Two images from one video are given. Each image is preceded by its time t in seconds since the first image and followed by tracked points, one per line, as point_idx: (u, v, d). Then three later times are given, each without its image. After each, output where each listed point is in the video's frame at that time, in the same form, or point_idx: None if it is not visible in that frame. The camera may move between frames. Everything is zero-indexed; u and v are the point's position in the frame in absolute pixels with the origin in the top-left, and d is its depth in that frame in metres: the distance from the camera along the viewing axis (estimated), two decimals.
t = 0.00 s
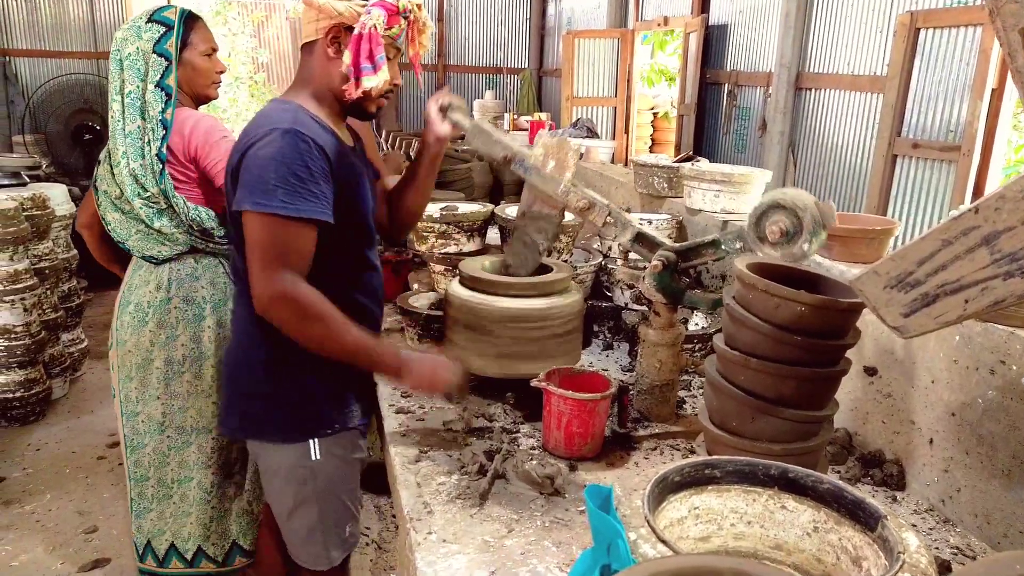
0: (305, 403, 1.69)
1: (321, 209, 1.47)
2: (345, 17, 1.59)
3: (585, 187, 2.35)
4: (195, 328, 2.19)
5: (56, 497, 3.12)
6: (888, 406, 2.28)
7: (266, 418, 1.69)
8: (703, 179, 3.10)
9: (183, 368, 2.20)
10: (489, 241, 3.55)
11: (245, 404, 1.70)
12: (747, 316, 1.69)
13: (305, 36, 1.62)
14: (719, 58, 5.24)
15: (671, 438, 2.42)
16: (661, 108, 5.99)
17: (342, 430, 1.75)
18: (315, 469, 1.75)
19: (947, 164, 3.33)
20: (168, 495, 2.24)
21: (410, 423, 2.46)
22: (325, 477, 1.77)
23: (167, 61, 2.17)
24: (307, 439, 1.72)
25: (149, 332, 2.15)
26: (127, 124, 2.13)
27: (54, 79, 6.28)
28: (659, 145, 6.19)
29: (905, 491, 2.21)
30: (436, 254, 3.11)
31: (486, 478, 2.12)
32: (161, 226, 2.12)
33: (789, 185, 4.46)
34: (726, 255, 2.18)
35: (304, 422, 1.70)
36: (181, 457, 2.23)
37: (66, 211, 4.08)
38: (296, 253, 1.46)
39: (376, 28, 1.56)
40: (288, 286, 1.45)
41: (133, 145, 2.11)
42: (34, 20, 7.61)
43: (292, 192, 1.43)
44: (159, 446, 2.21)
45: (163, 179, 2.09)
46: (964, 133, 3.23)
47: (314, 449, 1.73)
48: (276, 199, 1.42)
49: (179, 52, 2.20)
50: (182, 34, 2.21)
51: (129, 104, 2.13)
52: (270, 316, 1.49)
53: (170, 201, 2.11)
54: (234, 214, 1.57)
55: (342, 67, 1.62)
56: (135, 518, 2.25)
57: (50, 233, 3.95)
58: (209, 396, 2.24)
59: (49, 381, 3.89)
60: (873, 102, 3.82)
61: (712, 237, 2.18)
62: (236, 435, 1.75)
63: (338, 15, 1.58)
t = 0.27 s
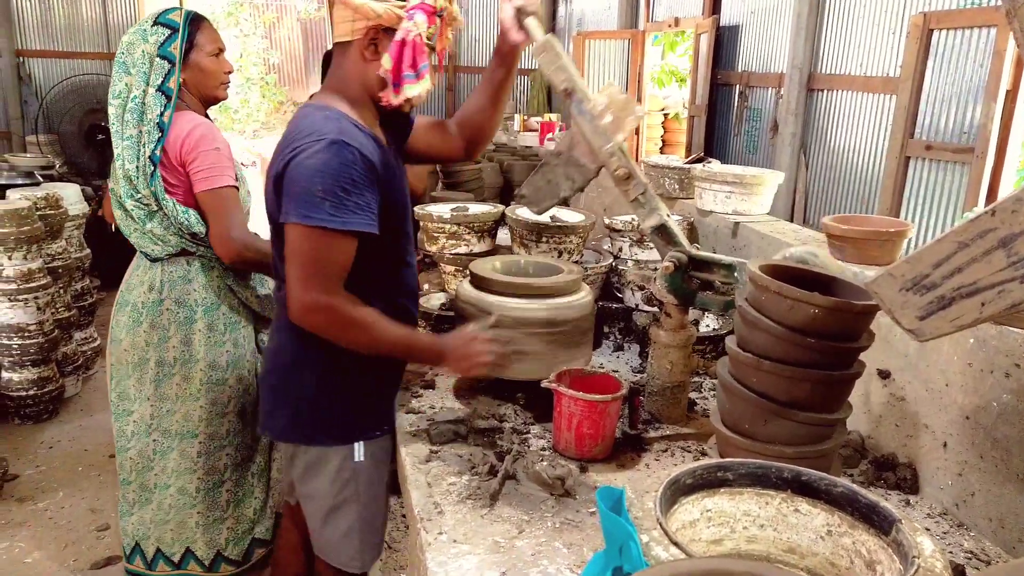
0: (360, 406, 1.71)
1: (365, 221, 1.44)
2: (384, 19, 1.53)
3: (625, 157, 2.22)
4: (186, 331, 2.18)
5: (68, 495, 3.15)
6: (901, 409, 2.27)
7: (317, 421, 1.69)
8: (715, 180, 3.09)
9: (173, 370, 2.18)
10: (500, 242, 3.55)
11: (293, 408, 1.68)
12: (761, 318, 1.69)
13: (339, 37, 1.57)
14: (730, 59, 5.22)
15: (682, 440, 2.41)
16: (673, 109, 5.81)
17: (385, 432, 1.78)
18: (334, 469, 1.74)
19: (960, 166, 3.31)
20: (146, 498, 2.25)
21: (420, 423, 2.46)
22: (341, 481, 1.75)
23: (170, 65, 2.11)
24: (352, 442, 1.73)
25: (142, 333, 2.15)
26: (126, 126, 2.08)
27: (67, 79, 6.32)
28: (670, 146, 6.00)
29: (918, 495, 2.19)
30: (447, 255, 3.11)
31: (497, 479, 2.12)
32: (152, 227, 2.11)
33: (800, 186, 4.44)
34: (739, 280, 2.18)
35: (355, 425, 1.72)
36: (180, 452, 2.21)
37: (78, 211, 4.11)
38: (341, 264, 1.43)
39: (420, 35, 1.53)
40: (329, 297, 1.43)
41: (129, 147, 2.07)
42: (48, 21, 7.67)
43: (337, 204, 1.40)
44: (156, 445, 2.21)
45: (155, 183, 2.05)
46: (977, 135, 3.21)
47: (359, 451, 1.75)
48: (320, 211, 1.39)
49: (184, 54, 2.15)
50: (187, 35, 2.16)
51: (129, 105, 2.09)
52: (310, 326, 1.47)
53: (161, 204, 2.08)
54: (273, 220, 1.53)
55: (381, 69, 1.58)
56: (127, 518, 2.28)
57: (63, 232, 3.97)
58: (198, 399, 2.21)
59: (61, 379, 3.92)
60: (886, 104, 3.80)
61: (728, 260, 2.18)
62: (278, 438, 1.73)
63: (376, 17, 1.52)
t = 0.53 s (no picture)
0: (381, 410, 1.71)
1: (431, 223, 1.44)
2: (431, 27, 1.51)
3: (635, 156, 2.31)
4: (180, 331, 2.17)
5: (75, 492, 3.16)
6: (912, 411, 2.24)
7: (337, 423, 1.68)
8: (724, 180, 3.07)
9: (162, 370, 2.17)
10: (507, 241, 3.54)
11: (313, 409, 1.68)
12: (771, 320, 1.67)
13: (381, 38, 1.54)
14: (740, 58, 5.19)
15: (690, 442, 2.39)
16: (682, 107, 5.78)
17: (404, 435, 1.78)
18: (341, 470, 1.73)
19: (972, 166, 3.28)
20: (130, 498, 2.20)
21: (426, 423, 2.45)
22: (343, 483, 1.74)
23: (172, 65, 2.09)
24: (372, 445, 1.72)
25: (134, 332, 2.13)
26: (126, 126, 2.06)
27: (76, 78, 6.35)
28: (678, 146, 5.90)
29: (929, 498, 2.17)
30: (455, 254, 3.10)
31: (503, 480, 2.11)
32: (144, 231, 2.10)
33: (810, 185, 4.41)
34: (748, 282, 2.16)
35: (374, 428, 1.71)
36: (167, 448, 2.19)
37: (86, 209, 4.13)
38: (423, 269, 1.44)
39: (471, 50, 1.52)
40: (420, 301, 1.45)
41: (126, 148, 2.05)
42: (58, 20, 7.70)
43: (408, 211, 1.39)
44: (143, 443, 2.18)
45: (147, 186, 2.06)
46: (990, 134, 3.17)
47: (379, 455, 1.74)
48: (394, 218, 1.37)
49: (187, 53, 2.13)
50: (191, 33, 2.13)
51: (129, 104, 2.07)
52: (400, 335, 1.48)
53: (153, 208, 2.07)
54: (325, 234, 1.50)
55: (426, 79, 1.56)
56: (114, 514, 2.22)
57: (71, 230, 3.99)
58: (189, 398, 2.20)
59: (69, 377, 3.93)
60: (897, 103, 3.77)
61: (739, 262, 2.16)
62: (296, 441, 1.73)
63: (424, 24, 1.50)
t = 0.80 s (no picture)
0: (396, 410, 1.70)
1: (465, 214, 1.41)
2: (464, 39, 1.50)
3: (643, 155, 2.30)
4: (184, 329, 2.13)
5: (83, 490, 3.17)
6: (921, 412, 2.23)
7: (352, 423, 1.68)
8: (731, 179, 3.06)
9: (166, 368, 2.12)
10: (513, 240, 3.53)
11: (328, 411, 1.68)
12: (779, 321, 1.66)
13: (414, 46, 1.51)
14: (747, 56, 5.17)
15: (697, 442, 2.38)
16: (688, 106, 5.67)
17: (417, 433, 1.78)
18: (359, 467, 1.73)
19: (981, 165, 3.26)
20: (132, 496, 2.18)
21: (433, 422, 2.45)
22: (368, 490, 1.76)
23: (177, 66, 2.03)
24: (387, 446, 1.72)
25: (142, 327, 2.12)
26: (131, 127, 2.03)
27: (84, 77, 6.37)
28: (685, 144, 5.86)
29: (938, 499, 2.16)
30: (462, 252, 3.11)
31: (510, 479, 2.10)
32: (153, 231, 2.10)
33: (818, 184, 4.39)
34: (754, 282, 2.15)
35: (389, 429, 1.71)
36: (174, 446, 2.15)
37: (94, 208, 4.14)
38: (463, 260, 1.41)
39: (502, 66, 1.51)
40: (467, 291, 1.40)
41: (130, 150, 2.02)
42: (65, 19, 7.73)
43: (444, 205, 1.36)
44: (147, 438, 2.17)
45: (151, 187, 2.02)
46: (998, 134, 3.15)
47: (394, 456, 1.74)
48: (433, 214, 1.34)
49: (194, 53, 2.06)
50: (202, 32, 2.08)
51: (134, 105, 2.03)
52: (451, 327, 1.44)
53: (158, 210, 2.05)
54: (353, 235, 1.46)
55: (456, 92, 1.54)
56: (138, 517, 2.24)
57: (79, 229, 4.00)
58: (193, 396, 2.15)
59: (76, 375, 3.94)
60: (905, 102, 3.75)
61: (746, 262, 2.15)
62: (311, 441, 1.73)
63: (457, 37, 1.48)
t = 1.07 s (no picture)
0: (391, 404, 1.69)
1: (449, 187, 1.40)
2: (419, 20, 1.49)
3: (652, 149, 2.27)
4: (224, 322, 2.13)
5: (91, 484, 3.18)
6: (932, 409, 2.21)
7: (356, 420, 1.68)
8: (740, 174, 3.04)
9: (205, 362, 2.14)
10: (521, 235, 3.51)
11: (331, 409, 1.68)
12: (791, 316, 1.64)
13: (375, 36, 1.54)
14: (756, 50, 5.13)
15: (705, 438, 2.37)
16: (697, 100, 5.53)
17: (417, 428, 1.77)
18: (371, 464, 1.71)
19: (993, 160, 3.23)
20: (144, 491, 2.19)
21: (440, 417, 2.45)
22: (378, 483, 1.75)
23: (203, 63, 2.04)
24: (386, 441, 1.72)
25: (181, 322, 2.12)
26: (160, 127, 2.05)
27: (92, 71, 6.37)
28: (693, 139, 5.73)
29: (948, 497, 2.14)
30: (470, 246, 3.10)
31: (518, 475, 2.10)
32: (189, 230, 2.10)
33: (828, 179, 4.35)
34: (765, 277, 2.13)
35: (390, 425, 1.71)
36: (210, 442, 2.18)
37: (102, 202, 4.15)
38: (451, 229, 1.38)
39: (454, 39, 1.46)
40: (461, 261, 1.36)
41: (163, 151, 2.04)
42: (73, 13, 7.73)
43: (427, 174, 1.35)
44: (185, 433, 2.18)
45: (186, 187, 2.04)
46: (1011, 128, 3.12)
47: (395, 451, 1.74)
48: (416, 184, 1.33)
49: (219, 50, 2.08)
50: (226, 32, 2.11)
51: (163, 105, 2.05)
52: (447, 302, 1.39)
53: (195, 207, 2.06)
54: (339, 220, 1.46)
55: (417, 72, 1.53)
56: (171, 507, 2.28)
57: (87, 223, 4.01)
58: (231, 389, 2.17)
59: (84, 369, 3.96)
60: (916, 96, 3.71)
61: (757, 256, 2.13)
62: (313, 441, 1.73)
63: (411, 19, 1.49)
